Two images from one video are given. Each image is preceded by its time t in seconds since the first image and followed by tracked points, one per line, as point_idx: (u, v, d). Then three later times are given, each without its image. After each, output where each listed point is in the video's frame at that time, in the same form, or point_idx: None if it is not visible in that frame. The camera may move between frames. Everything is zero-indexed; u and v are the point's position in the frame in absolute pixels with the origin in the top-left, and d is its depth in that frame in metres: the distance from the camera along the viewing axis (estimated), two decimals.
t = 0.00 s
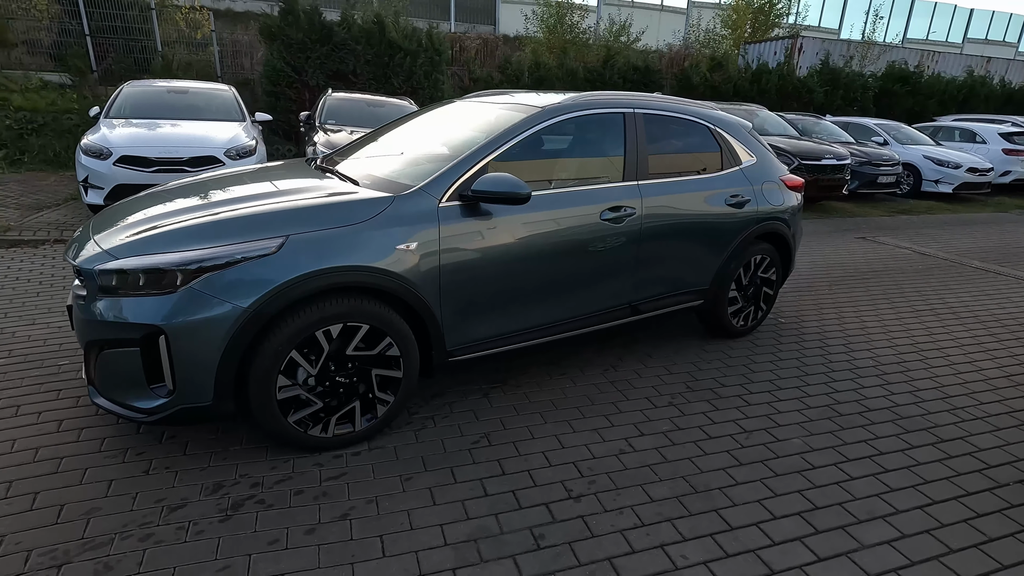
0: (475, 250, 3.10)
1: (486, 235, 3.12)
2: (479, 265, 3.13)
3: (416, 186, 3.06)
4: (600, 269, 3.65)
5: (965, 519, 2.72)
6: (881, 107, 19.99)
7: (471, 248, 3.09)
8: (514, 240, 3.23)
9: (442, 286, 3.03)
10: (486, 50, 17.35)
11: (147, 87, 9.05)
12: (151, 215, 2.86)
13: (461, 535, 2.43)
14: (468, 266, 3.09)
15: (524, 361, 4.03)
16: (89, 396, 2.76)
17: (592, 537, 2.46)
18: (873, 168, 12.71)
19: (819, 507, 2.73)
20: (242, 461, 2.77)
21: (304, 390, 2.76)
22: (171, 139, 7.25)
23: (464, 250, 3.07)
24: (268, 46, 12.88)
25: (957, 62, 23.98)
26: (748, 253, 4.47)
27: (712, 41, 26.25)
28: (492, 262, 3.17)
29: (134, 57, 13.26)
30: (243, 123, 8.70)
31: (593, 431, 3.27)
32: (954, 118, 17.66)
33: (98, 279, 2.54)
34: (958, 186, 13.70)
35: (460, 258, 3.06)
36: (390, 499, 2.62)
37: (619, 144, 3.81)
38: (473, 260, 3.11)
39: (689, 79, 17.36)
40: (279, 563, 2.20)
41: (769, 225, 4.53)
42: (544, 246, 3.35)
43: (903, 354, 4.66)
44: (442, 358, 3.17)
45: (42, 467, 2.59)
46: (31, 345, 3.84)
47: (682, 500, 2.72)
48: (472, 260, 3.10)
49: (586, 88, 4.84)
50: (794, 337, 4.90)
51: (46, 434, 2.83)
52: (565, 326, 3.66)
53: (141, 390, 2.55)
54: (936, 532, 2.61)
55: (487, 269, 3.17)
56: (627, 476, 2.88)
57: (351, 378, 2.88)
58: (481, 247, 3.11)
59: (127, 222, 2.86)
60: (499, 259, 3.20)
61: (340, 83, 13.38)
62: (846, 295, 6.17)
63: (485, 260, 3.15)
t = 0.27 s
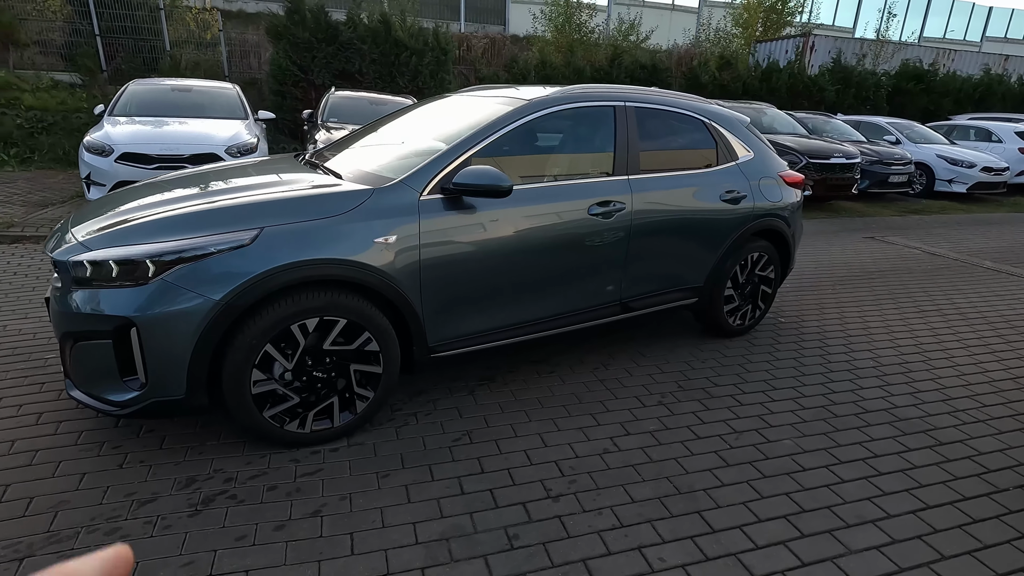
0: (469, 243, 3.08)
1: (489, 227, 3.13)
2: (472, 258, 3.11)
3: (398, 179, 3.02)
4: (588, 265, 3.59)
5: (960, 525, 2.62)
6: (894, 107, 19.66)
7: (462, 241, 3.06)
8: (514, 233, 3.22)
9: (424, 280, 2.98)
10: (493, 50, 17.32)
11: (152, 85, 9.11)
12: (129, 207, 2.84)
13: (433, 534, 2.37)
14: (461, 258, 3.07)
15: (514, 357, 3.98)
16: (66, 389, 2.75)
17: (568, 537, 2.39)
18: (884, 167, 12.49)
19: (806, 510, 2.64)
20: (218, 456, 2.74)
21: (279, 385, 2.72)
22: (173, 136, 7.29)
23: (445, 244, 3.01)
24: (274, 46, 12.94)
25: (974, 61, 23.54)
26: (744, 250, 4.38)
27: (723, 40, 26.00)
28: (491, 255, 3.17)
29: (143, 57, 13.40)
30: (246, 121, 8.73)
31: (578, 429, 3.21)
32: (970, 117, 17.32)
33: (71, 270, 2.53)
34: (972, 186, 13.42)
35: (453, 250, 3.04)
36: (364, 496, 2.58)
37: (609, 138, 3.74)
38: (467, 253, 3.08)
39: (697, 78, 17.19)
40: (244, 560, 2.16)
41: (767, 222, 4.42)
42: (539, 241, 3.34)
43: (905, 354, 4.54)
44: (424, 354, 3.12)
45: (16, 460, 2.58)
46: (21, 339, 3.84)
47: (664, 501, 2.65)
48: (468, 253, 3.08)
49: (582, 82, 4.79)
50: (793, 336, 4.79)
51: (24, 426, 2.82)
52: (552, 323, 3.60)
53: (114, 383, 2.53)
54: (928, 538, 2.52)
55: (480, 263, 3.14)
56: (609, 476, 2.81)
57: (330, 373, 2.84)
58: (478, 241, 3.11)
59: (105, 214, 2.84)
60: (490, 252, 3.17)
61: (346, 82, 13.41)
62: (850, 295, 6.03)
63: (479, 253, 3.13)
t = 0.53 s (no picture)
0: (468, 238, 3.07)
1: (492, 221, 3.14)
2: (477, 252, 3.11)
3: (381, 174, 2.97)
4: (579, 262, 3.52)
5: (957, 533, 2.52)
6: (907, 105, 19.34)
7: (461, 235, 3.04)
8: (517, 227, 3.23)
9: (408, 277, 2.93)
10: (499, 49, 17.27)
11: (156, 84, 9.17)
12: (110, 203, 2.82)
13: (409, 535, 2.32)
14: (463, 252, 3.06)
15: (504, 356, 3.92)
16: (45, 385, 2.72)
17: (547, 541, 2.33)
18: (896, 166, 12.26)
19: (797, 516, 2.56)
20: (196, 454, 2.70)
21: (258, 382, 2.68)
22: (174, 135, 7.31)
23: (429, 241, 2.96)
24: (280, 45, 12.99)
25: (990, 58, 23.11)
26: (742, 248, 4.28)
27: (733, 38, 25.75)
28: (502, 249, 3.20)
29: (151, 57, 13.51)
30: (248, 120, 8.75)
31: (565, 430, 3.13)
32: (986, 115, 16.99)
33: (48, 265, 2.50)
34: (986, 185, 13.15)
35: (456, 244, 3.03)
36: (342, 496, 2.53)
37: (600, 134, 3.67)
38: (469, 247, 3.08)
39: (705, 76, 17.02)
40: (213, 560, 2.12)
41: (767, 220, 4.32)
42: (535, 238, 3.31)
43: (908, 356, 4.42)
44: (408, 353, 3.07)
45: None
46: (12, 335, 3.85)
47: (649, 504, 2.58)
48: (470, 247, 3.08)
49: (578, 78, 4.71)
50: (794, 337, 4.68)
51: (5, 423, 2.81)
52: (541, 322, 3.53)
53: (89, 380, 2.50)
54: (923, 546, 2.43)
55: (481, 258, 3.13)
56: (595, 478, 2.73)
57: (310, 371, 2.80)
58: (480, 235, 3.10)
59: (87, 209, 2.82)
60: (497, 246, 3.18)
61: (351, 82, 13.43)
62: (855, 295, 5.90)
63: (479, 248, 3.11)
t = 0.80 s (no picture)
0: (468, 239, 3.05)
1: (491, 223, 3.12)
2: (477, 253, 3.09)
3: (370, 175, 2.94)
4: (573, 265, 3.46)
5: (957, 547, 2.44)
6: (921, 104, 19.03)
7: (461, 236, 3.03)
8: (507, 231, 3.17)
9: (398, 279, 2.89)
10: (507, 50, 17.25)
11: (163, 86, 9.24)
12: (98, 205, 2.81)
13: (391, 543, 2.28)
14: (463, 253, 3.05)
15: (499, 359, 3.87)
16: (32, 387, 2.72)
17: (531, 551, 2.28)
18: (907, 167, 12.05)
19: (790, 527, 2.49)
20: (181, 458, 2.68)
21: (244, 386, 2.66)
22: (178, 136, 7.36)
23: (417, 243, 2.92)
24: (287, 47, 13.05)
25: (1007, 57, 22.70)
26: (742, 251, 4.21)
27: (744, 38, 25.52)
28: (505, 249, 3.19)
29: (160, 59, 13.64)
30: (253, 121, 8.78)
31: (556, 436, 3.08)
32: (1002, 114, 16.66)
33: (33, 267, 2.50)
34: (1001, 186, 12.89)
35: (457, 245, 3.02)
36: (325, 502, 2.49)
37: (595, 134, 3.62)
38: (469, 248, 3.06)
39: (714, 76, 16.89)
40: (189, 567, 2.09)
41: (769, 222, 4.24)
42: (528, 240, 3.25)
43: (915, 361, 4.31)
44: (397, 357, 3.03)
45: None
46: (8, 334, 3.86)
47: (638, 513, 2.52)
48: (470, 247, 3.06)
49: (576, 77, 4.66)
50: (796, 341, 4.59)
51: None
52: (535, 325, 3.48)
53: (73, 382, 2.49)
54: (921, 561, 2.35)
55: (481, 259, 3.12)
56: (583, 486, 2.68)
57: (297, 375, 2.77)
58: (470, 238, 3.06)
59: (75, 211, 2.81)
60: (498, 247, 3.16)
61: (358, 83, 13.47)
62: (862, 299, 5.78)
63: (479, 249, 3.10)
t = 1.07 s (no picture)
0: (468, 241, 3.00)
1: (486, 225, 3.04)
2: (478, 254, 3.04)
3: (361, 175, 2.89)
4: (571, 268, 3.38)
5: (968, 566, 2.33)
6: (937, 104, 18.70)
7: (461, 237, 2.98)
8: (503, 233, 3.10)
9: (391, 281, 2.83)
10: (515, 50, 17.19)
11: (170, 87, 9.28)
12: (88, 205, 2.78)
13: (376, 554, 2.22)
14: (463, 254, 3.00)
15: (496, 363, 3.80)
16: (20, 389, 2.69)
17: (520, 564, 2.20)
18: (922, 167, 11.81)
19: (792, 542, 2.39)
20: (168, 462, 2.64)
21: (231, 390, 2.61)
22: (183, 136, 7.37)
23: (409, 244, 2.85)
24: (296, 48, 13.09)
25: None
26: (748, 253, 4.11)
27: (756, 37, 25.25)
28: (504, 251, 3.12)
29: (169, 60, 13.74)
30: (258, 121, 8.79)
31: (552, 443, 3.00)
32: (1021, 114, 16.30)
33: (20, 269, 2.47)
34: (1020, 187, 12.60)
35: (457, 246, 2.97)
36: (311, 509, 2.44)
37: (595, 133, 3.53)
38: (469, 249, 3.01)
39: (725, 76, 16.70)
40: None
41: (775, 223, 4.13)
42: (525, 242, 3.18)
43: (927, 367, 4.18)
44: (389, 361, 2.97)
45: None
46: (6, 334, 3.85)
47: (633, 526, 2.43)
48: (470, 248, 3.01)
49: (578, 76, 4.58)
50: (803, 346, 4.47)
51: None
52: (532, 329, 3.41)
53: (58, 385, 2.46)
54: None
55: (483, 260, 3.07)
56: (577, 496, 2.60)
57: (286, 379, 2.72)
58: (465, 240, 2.99)
59: (65, 211, 2.78)
60: (497, 249, 3.10)
61: (366, 84, 13.48)
62: (873, 302, 5.64)
63: (481, 250, 3.05)
